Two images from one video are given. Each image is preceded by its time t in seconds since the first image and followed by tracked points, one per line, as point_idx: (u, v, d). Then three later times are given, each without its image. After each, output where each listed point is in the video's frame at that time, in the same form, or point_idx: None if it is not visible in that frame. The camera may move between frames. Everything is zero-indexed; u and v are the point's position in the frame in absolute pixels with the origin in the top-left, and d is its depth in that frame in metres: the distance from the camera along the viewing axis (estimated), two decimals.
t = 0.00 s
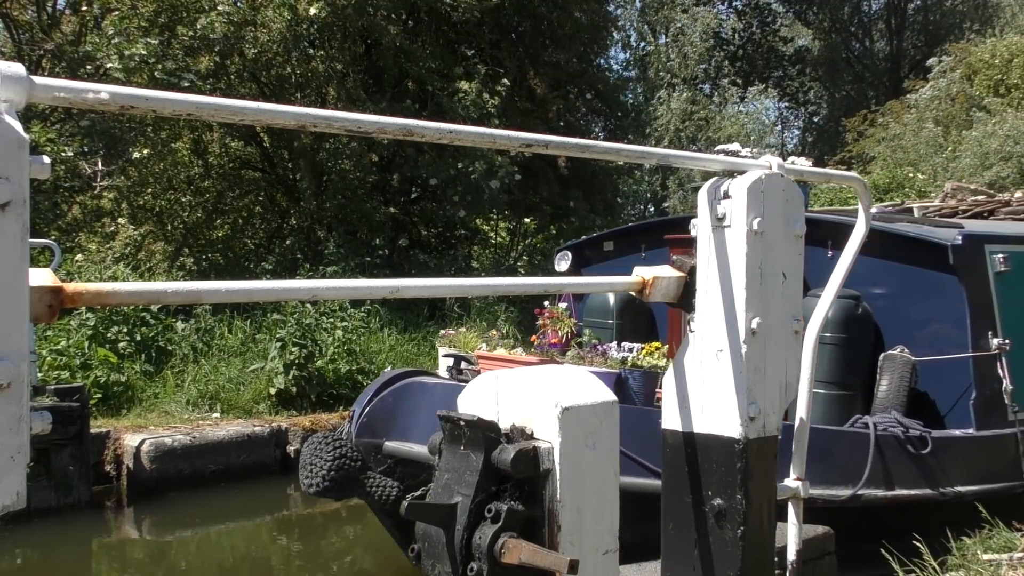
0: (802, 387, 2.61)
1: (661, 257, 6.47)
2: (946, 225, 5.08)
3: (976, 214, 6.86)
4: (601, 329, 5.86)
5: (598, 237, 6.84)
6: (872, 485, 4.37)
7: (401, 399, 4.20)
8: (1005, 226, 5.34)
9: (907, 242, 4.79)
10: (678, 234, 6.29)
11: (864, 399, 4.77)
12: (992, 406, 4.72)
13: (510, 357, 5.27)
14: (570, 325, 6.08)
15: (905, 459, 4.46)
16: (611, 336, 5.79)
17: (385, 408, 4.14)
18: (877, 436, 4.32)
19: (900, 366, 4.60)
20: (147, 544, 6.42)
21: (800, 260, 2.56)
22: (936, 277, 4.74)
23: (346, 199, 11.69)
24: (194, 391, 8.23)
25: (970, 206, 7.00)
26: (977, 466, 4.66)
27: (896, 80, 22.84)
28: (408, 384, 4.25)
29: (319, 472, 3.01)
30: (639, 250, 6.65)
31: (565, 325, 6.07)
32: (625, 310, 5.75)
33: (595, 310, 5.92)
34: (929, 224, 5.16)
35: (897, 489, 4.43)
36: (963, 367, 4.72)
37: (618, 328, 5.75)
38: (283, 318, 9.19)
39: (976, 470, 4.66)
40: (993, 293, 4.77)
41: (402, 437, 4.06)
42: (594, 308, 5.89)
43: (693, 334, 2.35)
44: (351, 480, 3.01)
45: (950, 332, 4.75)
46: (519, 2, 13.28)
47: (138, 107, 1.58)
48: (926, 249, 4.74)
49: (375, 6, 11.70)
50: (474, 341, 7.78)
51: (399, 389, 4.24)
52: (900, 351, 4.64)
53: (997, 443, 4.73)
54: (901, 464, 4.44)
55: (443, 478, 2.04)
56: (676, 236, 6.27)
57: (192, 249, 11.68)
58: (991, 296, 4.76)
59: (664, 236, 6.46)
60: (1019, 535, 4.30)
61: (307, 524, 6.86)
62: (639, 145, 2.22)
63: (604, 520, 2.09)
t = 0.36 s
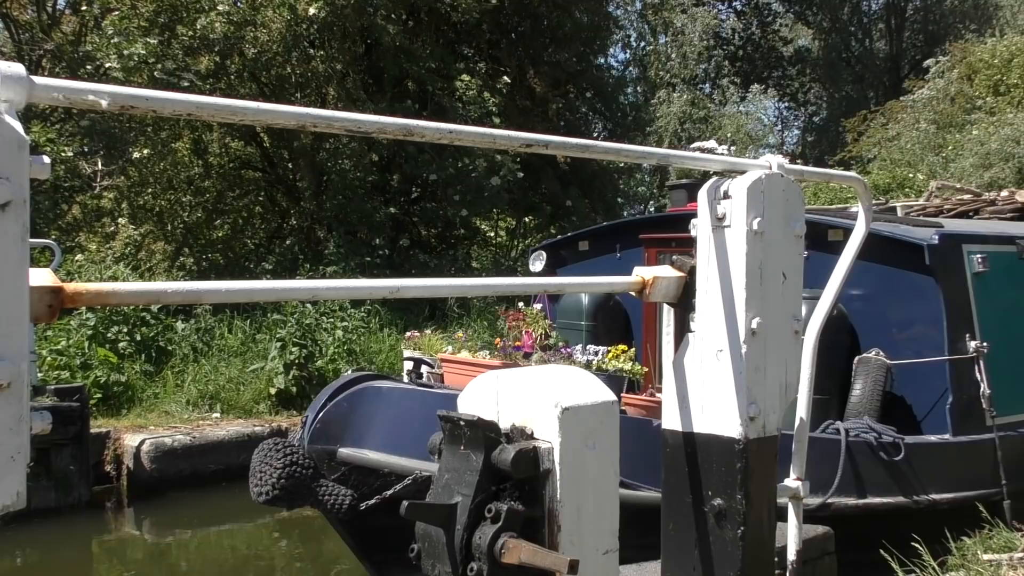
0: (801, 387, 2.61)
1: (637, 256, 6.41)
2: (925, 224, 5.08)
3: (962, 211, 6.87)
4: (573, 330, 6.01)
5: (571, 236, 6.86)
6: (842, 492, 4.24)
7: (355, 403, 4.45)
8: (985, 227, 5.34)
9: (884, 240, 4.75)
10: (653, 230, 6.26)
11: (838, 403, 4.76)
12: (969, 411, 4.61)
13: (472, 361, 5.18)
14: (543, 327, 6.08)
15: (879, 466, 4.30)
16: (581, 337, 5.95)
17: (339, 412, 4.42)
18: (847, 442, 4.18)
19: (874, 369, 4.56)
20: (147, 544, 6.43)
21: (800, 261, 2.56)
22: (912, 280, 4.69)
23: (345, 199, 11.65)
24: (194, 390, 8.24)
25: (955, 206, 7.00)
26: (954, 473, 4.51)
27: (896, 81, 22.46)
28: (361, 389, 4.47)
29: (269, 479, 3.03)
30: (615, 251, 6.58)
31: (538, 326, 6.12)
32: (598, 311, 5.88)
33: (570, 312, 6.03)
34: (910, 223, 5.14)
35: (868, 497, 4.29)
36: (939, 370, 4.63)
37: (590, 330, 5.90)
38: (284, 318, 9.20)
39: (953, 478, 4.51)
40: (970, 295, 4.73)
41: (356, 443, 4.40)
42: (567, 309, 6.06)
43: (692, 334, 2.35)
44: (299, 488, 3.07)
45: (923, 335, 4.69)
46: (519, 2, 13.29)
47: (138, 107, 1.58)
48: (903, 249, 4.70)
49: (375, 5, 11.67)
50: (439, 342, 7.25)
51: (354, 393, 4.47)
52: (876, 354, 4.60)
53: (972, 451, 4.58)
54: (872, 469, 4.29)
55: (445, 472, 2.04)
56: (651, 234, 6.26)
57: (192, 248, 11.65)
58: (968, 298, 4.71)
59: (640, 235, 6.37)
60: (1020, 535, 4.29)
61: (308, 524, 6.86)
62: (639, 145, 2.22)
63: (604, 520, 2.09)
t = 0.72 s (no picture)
0: (801, 387, 2.61)
1: (612, 258, 5.82)
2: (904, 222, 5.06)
3: (951, 209, 6.87)
4: (544, 332, 5.70)
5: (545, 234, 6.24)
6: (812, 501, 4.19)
7: (307, 408, 4.19)
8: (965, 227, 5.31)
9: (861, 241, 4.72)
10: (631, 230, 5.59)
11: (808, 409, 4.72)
12: (944, 416, 4.54)
13: (434, 365, 4.99)
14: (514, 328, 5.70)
15: (849, 474, 4.25)
16: (552, 340, 5.65)
17: (289, 418, 4.16)
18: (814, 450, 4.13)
19: (847, 372, 4.54)
20: (146, 545, 6.43)
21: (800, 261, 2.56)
22: (890, 281, 4.63)
23: (345, 199, 11.65)
24: (194, 390, 8.21)
25: (941, 204, 6.97)
26: (927, 480, 4.45)
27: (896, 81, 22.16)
28: (314, 392, 4.19)
29: (215, 489, 3.61)
30: (588, 250, 5.99)
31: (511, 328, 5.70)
32: (571, 313, 5.60)
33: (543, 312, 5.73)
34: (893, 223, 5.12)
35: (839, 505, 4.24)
36: (914, 375, 4.58)
37: (562, 332, 5.60)
38: (284, 318, 9.25)
39: (925, 484, 4.45)
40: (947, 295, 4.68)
41: (307, 450, 4.14)
42: (539, 309, 5.72)
43: (693, 334, 2.35)
44: (247, 496, 3.64)
45: (897, 337, 4.63)
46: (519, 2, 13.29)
47: (138, 107, 1.58)
48: (879, 249, 4.66)
49: (375, 5, 11.67)
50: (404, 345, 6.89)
51: (306, 398, 4.19)
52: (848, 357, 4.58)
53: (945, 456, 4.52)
54: (841, 477, 4.24)
55: (444, 474, 2.04)
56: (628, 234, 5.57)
57: (192, 248, 11.64)
58: (945, 299, 4.67)
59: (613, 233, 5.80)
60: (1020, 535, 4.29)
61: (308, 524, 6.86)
62: (639, 145, 2.22)
63: (604, 520, 2.09)
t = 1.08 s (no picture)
0: (802, 386, 2.61)
1: (583, 258, 5.79)
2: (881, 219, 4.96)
3: (938, 207, 6.88)
4: (515, 335, 5.58)
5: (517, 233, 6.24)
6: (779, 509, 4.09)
7: (256, 414, 4.15)
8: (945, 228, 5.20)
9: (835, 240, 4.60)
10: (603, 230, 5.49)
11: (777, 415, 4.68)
12: (918, 420, 4.39)
13: (393, 369, 5.04)
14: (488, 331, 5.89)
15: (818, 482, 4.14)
16: (522, 342, 5.52)
17: (238, 425, 4.14)
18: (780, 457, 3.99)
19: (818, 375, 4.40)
20: (147, 546, 6.43)
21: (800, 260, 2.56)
22: (863, 280, 4.49)
23: (346, 200, 11.66)
24: (194, 390, 8.19)
25: (923, 203, 6.85)
26: (904, 490, 4.33)
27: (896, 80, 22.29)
28: (262, 398, 4.15)
29: (157, 499, 3.84)
30: (561, 249, 5.98)
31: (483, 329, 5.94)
32: (542, 315, 5.47)
33: (510, 314, 5.63)
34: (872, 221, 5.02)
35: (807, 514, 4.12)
36: (888, 378, 4.42)
37: (532, 334, 5.47)
38: (284, 318, 9.27)
39: (902, 494, 4.33)
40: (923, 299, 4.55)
41: (256, 456, 4.13)
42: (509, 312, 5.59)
43: (693, 334, 2.35)
44: (188, 505, 3.87)
45: (870, 340, 4.48)
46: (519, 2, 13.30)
47: (137, 107, 1.58)
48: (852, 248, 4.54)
49: (375, 6, 11.69)
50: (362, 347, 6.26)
51: (253, 404, 4.16)
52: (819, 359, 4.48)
53: (924, 463, 4.38)
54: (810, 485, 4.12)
55: (443, 471, 2.04)
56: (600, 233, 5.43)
57: (192, 248, 11.68)
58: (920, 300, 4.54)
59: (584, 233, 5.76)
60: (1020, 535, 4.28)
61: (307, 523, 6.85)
62: (639, 145, 2.22)
63: (604, 520, 2.09)
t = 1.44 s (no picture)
0: (802, 386, 2.62)
1: (555, 257, 5.66)
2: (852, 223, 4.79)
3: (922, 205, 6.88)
4: (482, 337, 5.35)
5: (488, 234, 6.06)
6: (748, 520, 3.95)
7: (199, 420, 4.14)
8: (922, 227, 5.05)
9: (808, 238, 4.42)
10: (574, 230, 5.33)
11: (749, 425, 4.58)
12: (892, 427, 4.26)
13: (347, 373, 4.64)
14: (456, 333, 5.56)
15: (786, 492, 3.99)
16: (492, 346, 5.29)
17: (182, 433, 4.14)
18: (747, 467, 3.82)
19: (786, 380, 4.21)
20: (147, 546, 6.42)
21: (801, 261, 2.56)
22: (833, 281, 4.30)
23: (346, 200, 11.65)
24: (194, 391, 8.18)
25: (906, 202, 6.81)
26: (892, 497, 4.23)
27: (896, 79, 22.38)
28: (206, 404, 4.13)
29: (93, 509, 3.46)
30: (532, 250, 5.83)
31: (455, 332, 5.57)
32: (511, 317, 5.28)
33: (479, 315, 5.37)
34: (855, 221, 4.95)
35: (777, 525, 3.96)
36: (860, 382, 4.30)
37: (501, 337, 5.27)
38: (284, 318, 9.24)
39: (891, 501, 4.23)
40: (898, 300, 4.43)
41: (199, 463, 4.11)
42: (477, 314, 5.38)
43: (693, 334, 2.35)
44: (127, 518, 3.52)
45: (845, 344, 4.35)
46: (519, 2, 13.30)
47: (137, 107, 1.58)
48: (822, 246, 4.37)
49: (375, 6, 11.70)
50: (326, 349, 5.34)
51: (197, 411, 4.15)
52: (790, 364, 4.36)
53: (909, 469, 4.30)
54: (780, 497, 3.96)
55: (443, 471, 2.04)
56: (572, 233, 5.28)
57: (192, 248, 11.69)
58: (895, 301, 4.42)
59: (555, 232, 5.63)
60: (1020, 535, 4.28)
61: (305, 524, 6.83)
62: (639, 145, 2.22)
63: (604, 520, 2.09)
